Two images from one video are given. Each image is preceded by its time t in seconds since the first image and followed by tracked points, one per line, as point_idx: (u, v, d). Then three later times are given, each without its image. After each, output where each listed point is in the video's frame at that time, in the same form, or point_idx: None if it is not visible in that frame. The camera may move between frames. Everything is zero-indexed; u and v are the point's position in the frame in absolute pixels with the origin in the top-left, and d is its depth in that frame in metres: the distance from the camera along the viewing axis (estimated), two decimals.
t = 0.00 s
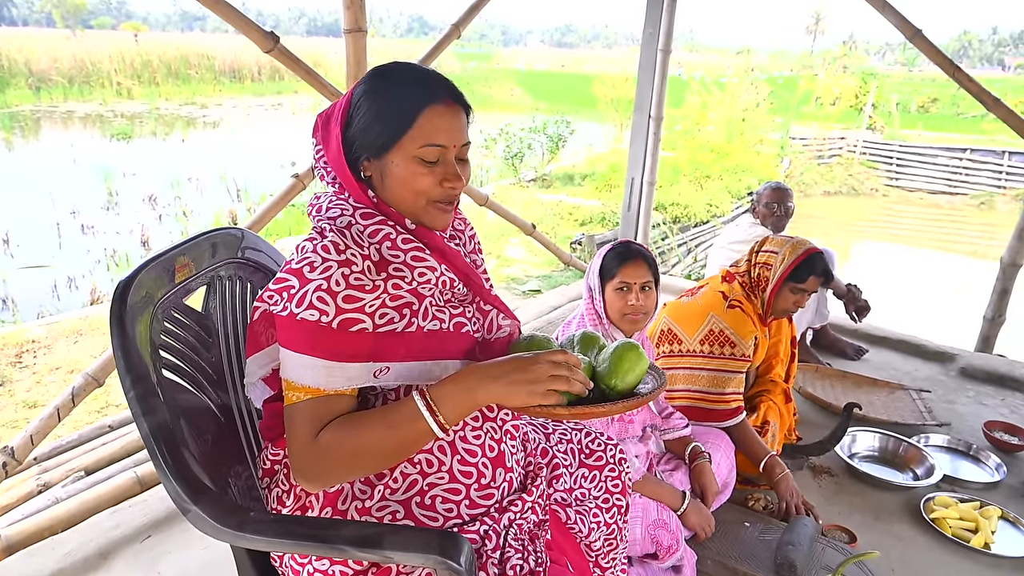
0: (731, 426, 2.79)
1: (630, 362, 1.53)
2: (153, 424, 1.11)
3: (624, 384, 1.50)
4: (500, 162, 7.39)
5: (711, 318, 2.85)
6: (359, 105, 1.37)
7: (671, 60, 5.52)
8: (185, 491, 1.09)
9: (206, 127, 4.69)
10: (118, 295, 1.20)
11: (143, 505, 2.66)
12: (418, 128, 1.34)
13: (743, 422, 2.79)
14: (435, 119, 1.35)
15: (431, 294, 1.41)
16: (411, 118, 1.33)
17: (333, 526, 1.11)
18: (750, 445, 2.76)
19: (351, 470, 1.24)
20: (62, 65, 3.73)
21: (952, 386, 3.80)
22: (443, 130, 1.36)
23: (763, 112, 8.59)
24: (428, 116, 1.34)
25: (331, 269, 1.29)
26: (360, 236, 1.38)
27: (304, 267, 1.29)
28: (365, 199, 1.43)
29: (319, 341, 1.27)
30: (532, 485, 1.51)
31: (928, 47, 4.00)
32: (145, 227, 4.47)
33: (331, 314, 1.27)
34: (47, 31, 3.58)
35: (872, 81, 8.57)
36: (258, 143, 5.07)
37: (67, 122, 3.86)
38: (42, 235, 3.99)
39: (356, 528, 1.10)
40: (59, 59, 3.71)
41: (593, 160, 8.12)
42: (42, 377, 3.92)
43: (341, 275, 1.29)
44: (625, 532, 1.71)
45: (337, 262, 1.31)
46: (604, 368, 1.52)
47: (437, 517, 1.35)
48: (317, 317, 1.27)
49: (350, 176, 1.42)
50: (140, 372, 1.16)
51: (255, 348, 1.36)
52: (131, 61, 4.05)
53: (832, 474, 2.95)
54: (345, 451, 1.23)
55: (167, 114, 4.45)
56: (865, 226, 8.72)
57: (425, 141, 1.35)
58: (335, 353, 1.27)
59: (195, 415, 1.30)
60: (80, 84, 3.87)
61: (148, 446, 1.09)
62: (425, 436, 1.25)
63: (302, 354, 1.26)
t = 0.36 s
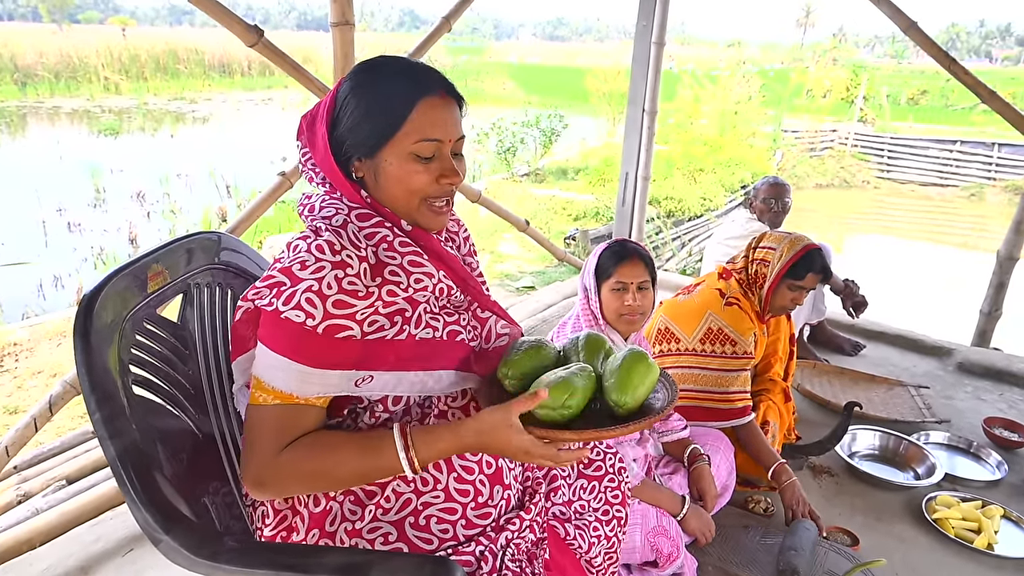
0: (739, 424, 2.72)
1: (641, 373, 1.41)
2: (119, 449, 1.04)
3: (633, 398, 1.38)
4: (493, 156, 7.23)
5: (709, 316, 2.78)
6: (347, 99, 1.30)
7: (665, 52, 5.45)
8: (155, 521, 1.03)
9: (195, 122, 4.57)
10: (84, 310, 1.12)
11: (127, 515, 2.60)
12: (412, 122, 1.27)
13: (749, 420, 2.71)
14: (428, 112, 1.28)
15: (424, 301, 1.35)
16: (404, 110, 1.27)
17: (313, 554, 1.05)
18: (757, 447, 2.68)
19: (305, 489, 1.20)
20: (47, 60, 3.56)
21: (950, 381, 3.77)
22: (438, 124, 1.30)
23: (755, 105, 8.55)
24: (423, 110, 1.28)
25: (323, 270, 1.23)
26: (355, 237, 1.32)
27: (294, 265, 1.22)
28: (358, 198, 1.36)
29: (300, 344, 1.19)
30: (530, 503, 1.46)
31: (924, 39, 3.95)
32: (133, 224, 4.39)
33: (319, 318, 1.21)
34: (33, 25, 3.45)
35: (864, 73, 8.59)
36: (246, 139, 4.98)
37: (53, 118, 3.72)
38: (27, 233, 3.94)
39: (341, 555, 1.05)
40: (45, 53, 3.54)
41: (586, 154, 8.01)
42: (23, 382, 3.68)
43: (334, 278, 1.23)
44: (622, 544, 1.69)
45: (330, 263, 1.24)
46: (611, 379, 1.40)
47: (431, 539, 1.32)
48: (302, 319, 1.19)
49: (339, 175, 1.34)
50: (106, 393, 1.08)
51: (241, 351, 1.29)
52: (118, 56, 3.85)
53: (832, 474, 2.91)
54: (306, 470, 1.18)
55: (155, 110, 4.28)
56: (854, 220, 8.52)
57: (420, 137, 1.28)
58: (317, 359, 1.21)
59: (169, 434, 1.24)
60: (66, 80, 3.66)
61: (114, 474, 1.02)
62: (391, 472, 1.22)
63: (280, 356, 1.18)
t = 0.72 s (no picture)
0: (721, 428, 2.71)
1: (659, 369, 1.20)
2: (86, 486, 0.98)
3: (650, 399, 1.17)
4: (491, 163, 7.10)
5: (705, 319, 2.80)
6: (319, 109, 1.25)
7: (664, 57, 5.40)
8: (125, 561, 0.96)
9: (193, 131, 4.55)
10: (51, 335, 1.05)
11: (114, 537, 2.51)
12: (389, 128, 1.23)
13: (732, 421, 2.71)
14: (406, 116, 1.24)
15: (417, 318, 1.30)
16: (382, 116, 1.22)
17: None
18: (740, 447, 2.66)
19: (300, 529, 1.13)
20: (46, 69, 3.53)
21: (958, 389, 3.70)
22: (417, 128, 1.25)
23: (753, 109, 8.38)
24: (400, 115, 1.23)
25: (303, 290, 1.16)
26: (338, 254, 1.26)
27: (272, 287, 1.15)
28: (338, 211, 1.30)
29: (280, 373, 1.13)
30: (529, 533, 1.40)
31: (926, 43, 3.89)
32: (128, 234, 4.33)
33: (301, 342, 1.14)
34: (32, 35, 3.43)
35: (861, 76, 8.55)
36: (244, 147, 4.90)
37: (51, 127, 3.68)
38: (22, 244, 3.86)
39: None
40: (43, 63, 3.52)
41: (584, 160, 7.89)
42: (14, 397, 3.54)
43: (315, 298, 1.16)
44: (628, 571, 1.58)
45: (311, 282, 1.17)
46: (625, 375, 1.20)
47: None
48: (283, 344, 1.13)
49: (317, 188, 1.30)
50: (73, 425, 1.02)
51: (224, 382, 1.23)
52: (117, 65, 3.77)
53: (839, 487, 2.84)
54: (300, 512, 1.11)
55: (154, 118, 4.30)
56: (853, 224, 8.38)
57: (400, 143, 1.24)
58: (301, 387, 1.15)
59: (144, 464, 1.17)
60: (64, 90, 3.62)
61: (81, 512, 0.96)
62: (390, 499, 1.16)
63: (261, 386, 1.12)
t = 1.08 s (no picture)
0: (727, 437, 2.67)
1: (635, 365, 1.25)
2: (62, 507, 0.94)
3: (629, 396, 1.22)
4: (491, 165, 7.06)
5: (706, 323, 2.75)
6: (313, 109, 1.23)
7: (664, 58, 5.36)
8: None
9: (193, 132, 4.48)
10: (24, 351, 1.01)
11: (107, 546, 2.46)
12: (384, 134, 1.20)
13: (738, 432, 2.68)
14: (403, 123, 1.21)
15: (402, 335, 1.30)
16: (376, 120, 1.19)
17: None
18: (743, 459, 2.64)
19: (276, 556, 1.11)
20: (46, 72, 3.50)
21: (964, 395, 3.64)
22: (413, 135, 1.22)
23: (755, 110, 8.37)
24: (396, 120, 1.20)
25: (280, 306, 1.15)
26: (321, 267, 1.24)
27: (248, 303, 1.14)
28: (324, 218, 1.28)
29: (260, 397, 1.13)
30: (528, 555, 1.36)
31: (931, 43, 3.84)
32: (128, 236, 4.26)
33: (277, 360, 1.14)
34: (32, 39, 3.40)
35: (863, 78, 8.43)
36: (246, 148, 4.83)
37: (52, 130, 3.65)
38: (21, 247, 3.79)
39: None
40: (43, 66, 3.49)
41: (585, 162, 7.86)
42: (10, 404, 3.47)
43: (292, 314, 1.16)
44: None
45: (288, 297, 1.16)
46: (603, 374, 1.24)
47: None
48: (258, 362, 1.13)
49: (306, 193, 1.27)
50: (46, 443, 0.98)
51: (200, 403, 1.24)
52: (118, 67, 3.81)
53: (845, 496, 2.79)
54: (273, 539, 1.09)
55: (153, 120, 4.20)
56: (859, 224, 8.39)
57: (393, 150, 1.20)
58: (277, 408, 1.15)
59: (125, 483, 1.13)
60: (65, 92, 3.60)
61: (54, 534, 0.91)
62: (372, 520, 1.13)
63: (237, 407, 1.12)
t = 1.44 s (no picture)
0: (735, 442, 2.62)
1: (613, 375, 1.26)
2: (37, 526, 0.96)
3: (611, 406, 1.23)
4: (491, 165, 7.00)
5: (711, 325, 2.71)
6: (309, 108, 1.20)
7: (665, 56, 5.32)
8: None
9: (193, 135, 4.38)
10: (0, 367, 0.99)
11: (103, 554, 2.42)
12: (378, 139, 1.16)
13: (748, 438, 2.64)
14: (400, 129, 1.17)
15: (394, 342, 1.27)
16: (372, 125, 1.16)
17: None
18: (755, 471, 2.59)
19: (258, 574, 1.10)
20: (46, 74, 3.48)
21: (971, 396, 3.59)
22: (409, 142, 1.18)
23: (755, 109, 8.34)
24: (392, 125, 1.17)
25: (261, 317, 1.14)
26: (307, 274, 1.23)
27: (227, 314, 1.13)
28: (315, 224, 1.27)
29: (239, 414, 1.12)
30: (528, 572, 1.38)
31: (936, 40, 3.79)
32: (128, 239, 4.23)
33: (257, 374, 1.12)
34: (33, 40, 3.35)
35: (863, 76, 8.43)
36: (245, 148, 4.79)
37: (52, 131, 3.62)
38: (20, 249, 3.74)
39: None
40: (43, 67, 3.45)
41: (585, 161, 7.78)
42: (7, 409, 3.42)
43: (273, 326, 1.14)
44: None
45: (268, 308, 1.15)
46: (584, 384, 1.24)
47: None
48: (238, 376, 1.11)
49: (297, 197, 1.25)
50: (22, 461, 0.98)
51: (185, 416, 1.23)
52: (116, 69, 3.72)
53: (852, 501, 2.74)
54: (255, 554, 1.07)
55: (153, 122, 4.14)
56: (862, 224, 8.29)
57: (387, 157, 1.17)
58: (261, 424, 1.14)
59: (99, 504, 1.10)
60: (65, 94, 3.58)
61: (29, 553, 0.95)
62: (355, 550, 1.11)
63: (216, 425, 1.11)
